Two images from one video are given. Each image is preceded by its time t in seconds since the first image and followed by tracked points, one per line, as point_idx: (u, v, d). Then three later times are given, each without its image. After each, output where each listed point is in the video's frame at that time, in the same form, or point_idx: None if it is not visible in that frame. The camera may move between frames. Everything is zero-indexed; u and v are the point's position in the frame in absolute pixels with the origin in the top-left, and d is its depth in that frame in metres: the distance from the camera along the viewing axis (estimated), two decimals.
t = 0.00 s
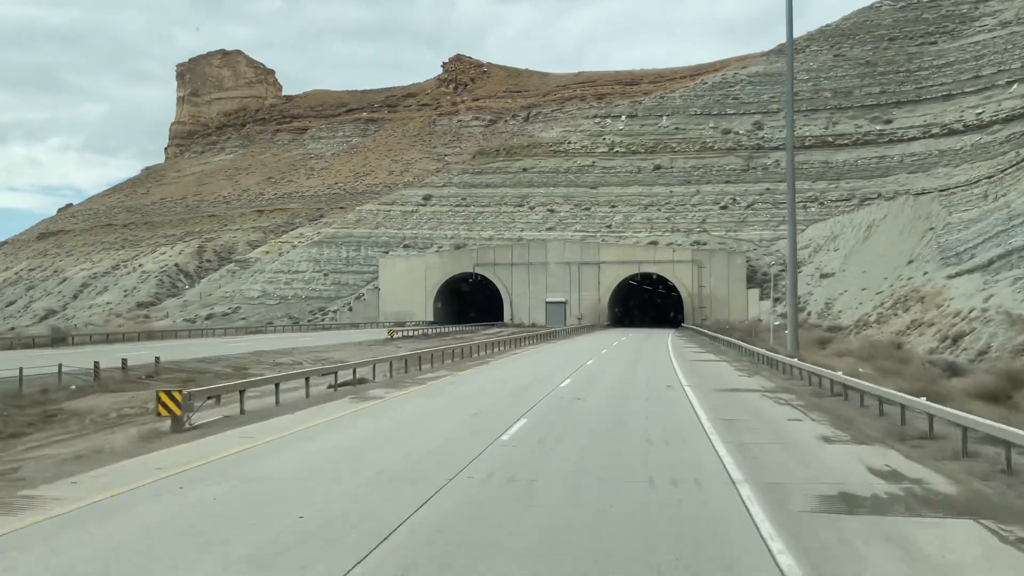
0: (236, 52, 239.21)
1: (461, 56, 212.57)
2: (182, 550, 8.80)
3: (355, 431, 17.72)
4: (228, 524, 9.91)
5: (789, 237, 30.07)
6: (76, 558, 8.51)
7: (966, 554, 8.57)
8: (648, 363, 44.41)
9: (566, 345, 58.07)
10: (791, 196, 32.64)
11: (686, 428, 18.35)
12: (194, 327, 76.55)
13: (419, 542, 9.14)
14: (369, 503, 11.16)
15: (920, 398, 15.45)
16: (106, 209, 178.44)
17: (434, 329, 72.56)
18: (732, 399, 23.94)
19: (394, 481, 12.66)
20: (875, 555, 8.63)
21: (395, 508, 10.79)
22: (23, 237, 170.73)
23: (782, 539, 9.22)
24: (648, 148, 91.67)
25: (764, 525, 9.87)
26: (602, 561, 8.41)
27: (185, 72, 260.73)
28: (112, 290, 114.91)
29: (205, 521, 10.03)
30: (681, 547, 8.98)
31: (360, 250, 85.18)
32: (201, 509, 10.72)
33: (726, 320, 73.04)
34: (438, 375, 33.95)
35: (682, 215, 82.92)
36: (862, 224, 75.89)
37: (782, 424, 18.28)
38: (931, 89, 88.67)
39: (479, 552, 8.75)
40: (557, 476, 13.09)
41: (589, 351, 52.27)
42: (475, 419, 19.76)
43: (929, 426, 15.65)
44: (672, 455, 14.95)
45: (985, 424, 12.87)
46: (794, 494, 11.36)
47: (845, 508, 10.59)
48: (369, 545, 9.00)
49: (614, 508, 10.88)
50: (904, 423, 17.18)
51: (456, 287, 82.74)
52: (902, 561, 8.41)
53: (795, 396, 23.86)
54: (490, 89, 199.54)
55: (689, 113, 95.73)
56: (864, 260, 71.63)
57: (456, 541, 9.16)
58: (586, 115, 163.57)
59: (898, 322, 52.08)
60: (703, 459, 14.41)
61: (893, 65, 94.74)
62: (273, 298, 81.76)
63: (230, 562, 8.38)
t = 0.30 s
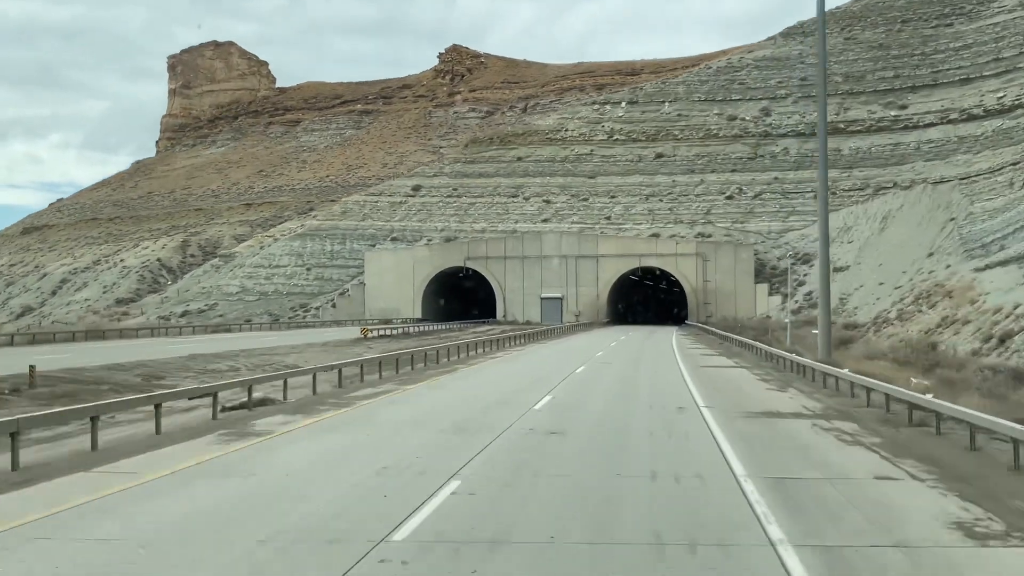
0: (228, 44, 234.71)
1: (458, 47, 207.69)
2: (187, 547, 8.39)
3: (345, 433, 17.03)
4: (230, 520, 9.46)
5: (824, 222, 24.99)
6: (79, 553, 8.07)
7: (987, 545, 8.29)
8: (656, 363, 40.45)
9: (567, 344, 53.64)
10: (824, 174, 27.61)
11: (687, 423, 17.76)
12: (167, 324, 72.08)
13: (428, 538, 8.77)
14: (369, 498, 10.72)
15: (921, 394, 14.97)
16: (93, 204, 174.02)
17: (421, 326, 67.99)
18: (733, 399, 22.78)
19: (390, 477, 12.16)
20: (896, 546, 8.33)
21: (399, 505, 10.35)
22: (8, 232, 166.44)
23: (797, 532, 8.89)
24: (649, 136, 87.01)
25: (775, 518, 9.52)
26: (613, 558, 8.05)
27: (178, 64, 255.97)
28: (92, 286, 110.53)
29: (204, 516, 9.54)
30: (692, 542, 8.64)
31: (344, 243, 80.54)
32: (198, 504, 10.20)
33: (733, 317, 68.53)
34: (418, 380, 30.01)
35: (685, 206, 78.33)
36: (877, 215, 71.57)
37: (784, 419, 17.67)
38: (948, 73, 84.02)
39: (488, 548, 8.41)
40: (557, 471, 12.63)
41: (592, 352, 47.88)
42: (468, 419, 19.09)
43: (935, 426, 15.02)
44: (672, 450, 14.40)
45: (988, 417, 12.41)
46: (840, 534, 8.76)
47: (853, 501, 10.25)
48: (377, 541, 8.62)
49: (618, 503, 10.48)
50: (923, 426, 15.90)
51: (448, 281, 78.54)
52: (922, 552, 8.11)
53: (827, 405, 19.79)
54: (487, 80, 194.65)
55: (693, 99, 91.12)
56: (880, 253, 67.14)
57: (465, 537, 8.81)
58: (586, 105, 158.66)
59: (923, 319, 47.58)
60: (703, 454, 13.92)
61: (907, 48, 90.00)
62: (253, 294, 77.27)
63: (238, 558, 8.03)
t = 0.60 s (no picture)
0: (218, 33, 230.16)
1: (452, 35, 202.89)
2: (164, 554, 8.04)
3: (337, 430, 16.43)
4: (213, 524, 9.13)
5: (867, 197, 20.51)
6: None
7: None
8: (662, 361, 36.64)
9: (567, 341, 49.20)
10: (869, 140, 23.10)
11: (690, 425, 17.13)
12: (133, 321, 67.50)
13: (418, 543, 8.43)
14: (359, 502, 10.30)
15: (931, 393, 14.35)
16: (76, 196, 169.28)
17: (404, 323, 63.38)
18: (740, 402, 20.94)
19: (382, 481, 11.70)
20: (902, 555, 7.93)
21: (389, 509, 9.94)
22: None
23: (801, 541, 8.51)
24: (648, 121, 82.40)
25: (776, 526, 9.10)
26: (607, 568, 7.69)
27: (166, 54, 251.35)
28: (67, 280, 105.98)
29: (184, 521, 9.17)
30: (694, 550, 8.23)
31: (325, 234, 75.83)
32: (129, 536, 8.56)
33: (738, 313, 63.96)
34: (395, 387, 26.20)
35: (686, 194, 73.81)
36: (891, 204, 67.77)
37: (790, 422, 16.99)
38: (965, 54, 79.50)
39: (479, 556, 8.06)
40: (554, 475, 12.14)
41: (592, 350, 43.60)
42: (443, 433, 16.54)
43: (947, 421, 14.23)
44: (674, 455, 13.80)
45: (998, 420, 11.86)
46: None
47: (856, 507, 9.82)
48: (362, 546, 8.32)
49: (615, 510, 10.02)
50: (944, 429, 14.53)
51: (438, 272, 74.26)
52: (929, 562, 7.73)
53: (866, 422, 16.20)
54: (482, 69, 189.97)
55: (694, 82, 86.54)
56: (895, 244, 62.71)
57: (454, 543, 8.47)
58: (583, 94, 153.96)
59: (950, 315, 43.14)
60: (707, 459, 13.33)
61: (920, 28, 85.42)
62: (226, 288, 72.64)
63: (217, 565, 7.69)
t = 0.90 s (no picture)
0: (204, 21, 224.99)
1: (444, 22, 197.83)
2: (88, 552, 7.19)
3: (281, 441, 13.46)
4: (152, 520, 8.25)
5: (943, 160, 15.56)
6: None
7: None
8: (665, 356, 32.41)
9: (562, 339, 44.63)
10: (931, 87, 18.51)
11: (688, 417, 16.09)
12: (92, 316, 62.63)
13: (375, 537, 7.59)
14: (325, 495, 9.43)
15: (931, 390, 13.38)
16: (57, 187, 164.35)
17: (383, 319, 58.55)
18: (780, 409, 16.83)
19: (357, 473, 10.83)
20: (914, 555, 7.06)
21: (352, 503, 9.06)
22: None
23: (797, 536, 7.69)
24: (646, 104, 77.64)
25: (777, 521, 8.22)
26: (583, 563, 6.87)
27: (153, 43, 246.10)
28: (37, 274, 101.08)
29: None
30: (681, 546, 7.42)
31: (301, 224, 70.95)
32: None
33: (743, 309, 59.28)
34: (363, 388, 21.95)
35: (687, 181, 69.10)
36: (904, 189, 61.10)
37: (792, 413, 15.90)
38: (982, 33, 74.94)
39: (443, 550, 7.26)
40: (543, 467, 11.27)
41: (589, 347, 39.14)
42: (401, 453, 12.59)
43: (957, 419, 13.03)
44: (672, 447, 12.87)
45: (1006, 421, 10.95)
46: None
47: (862, 503, 8.90)
48: (314, 541, 7.50)
49: (601, 504, 9.17)
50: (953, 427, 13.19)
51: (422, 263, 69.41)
52: (940, 564, 6.83)
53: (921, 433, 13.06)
54: (474, 57, 184.91)
55: (695, 63, 81.81)
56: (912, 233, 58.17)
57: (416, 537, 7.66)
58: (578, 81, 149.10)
59: (983, 310, 38.58)
60: (706, 452, 12.38)
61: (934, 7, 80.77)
62: (195, 281, 67.80)
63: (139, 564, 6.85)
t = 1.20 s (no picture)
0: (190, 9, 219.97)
1: (435, 10, 193.04)
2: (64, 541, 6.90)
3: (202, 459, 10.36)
4: (131, 511, 7.90)
5: None
6: None
7: None
8: (667, 355, 28.50)
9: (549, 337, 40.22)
10: None
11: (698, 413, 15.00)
12: (44, 311, 57.91)
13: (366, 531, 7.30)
14: (316, 484, 9.09)
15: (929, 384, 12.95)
16: (35, 178, 159.45)
17: (356, 316, 53.85)
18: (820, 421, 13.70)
19: (352, 460, 10.45)
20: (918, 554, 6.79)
21: (344, 492, 8.75)
22: None
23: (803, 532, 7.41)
24: (642, 86, 73.06)
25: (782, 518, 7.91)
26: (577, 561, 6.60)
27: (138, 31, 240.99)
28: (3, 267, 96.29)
29: None
30: (683, 542, 7.14)
31: (273, 213, 66.25)
32: None
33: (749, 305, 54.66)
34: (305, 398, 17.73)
35: (686, 168, 64.52)
36: (919, 176, 56.58)
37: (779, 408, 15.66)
38: (999, 11, 70.51)
39: (434, 544, 7.01)
40: (544, 457, 10.94)
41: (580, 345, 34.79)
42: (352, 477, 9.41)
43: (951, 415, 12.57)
44: (675, 438, 12.48)
45: None
46: None
47: (867, 500, 8.58)
48: (297, 534, 7.20)
49: (601, 497, 8.85)
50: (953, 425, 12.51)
51: (401, 255, 64.60)
52: (945, 561, 6.56)
53: (1001, 457, 10.47)
54: (465, 44, 179.73)
55: (694, 44, 77.28)
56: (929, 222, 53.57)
57: (407, 530, 7.36)
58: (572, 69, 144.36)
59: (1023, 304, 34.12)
60: (722, 452, 11.35)
61: None
62: (158, 274, 63.10)
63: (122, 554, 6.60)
